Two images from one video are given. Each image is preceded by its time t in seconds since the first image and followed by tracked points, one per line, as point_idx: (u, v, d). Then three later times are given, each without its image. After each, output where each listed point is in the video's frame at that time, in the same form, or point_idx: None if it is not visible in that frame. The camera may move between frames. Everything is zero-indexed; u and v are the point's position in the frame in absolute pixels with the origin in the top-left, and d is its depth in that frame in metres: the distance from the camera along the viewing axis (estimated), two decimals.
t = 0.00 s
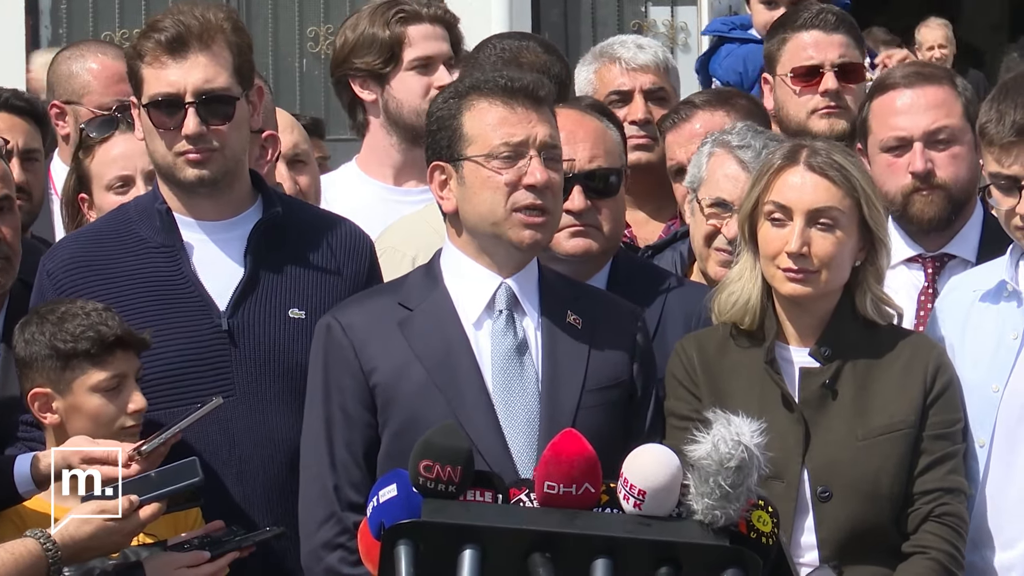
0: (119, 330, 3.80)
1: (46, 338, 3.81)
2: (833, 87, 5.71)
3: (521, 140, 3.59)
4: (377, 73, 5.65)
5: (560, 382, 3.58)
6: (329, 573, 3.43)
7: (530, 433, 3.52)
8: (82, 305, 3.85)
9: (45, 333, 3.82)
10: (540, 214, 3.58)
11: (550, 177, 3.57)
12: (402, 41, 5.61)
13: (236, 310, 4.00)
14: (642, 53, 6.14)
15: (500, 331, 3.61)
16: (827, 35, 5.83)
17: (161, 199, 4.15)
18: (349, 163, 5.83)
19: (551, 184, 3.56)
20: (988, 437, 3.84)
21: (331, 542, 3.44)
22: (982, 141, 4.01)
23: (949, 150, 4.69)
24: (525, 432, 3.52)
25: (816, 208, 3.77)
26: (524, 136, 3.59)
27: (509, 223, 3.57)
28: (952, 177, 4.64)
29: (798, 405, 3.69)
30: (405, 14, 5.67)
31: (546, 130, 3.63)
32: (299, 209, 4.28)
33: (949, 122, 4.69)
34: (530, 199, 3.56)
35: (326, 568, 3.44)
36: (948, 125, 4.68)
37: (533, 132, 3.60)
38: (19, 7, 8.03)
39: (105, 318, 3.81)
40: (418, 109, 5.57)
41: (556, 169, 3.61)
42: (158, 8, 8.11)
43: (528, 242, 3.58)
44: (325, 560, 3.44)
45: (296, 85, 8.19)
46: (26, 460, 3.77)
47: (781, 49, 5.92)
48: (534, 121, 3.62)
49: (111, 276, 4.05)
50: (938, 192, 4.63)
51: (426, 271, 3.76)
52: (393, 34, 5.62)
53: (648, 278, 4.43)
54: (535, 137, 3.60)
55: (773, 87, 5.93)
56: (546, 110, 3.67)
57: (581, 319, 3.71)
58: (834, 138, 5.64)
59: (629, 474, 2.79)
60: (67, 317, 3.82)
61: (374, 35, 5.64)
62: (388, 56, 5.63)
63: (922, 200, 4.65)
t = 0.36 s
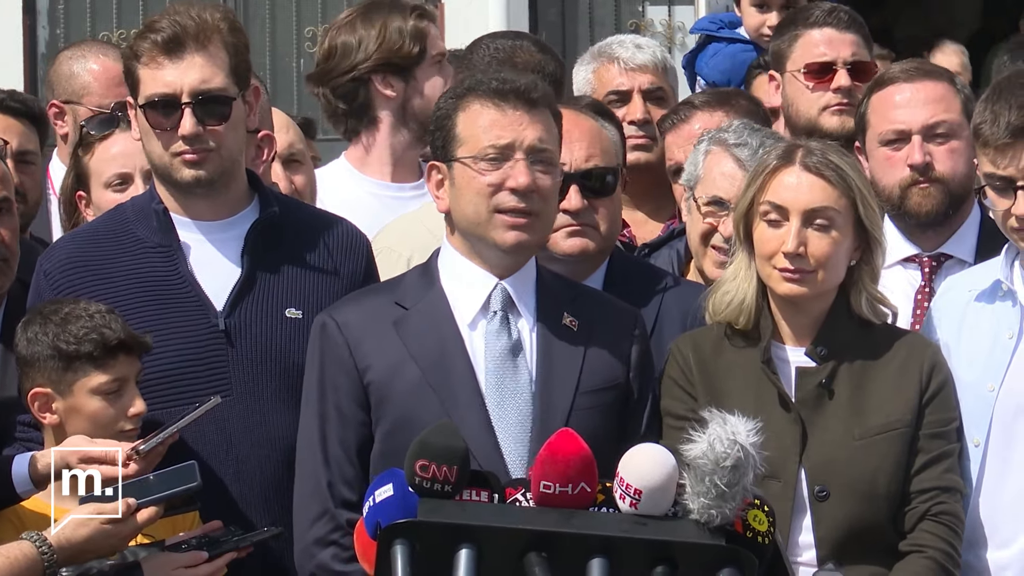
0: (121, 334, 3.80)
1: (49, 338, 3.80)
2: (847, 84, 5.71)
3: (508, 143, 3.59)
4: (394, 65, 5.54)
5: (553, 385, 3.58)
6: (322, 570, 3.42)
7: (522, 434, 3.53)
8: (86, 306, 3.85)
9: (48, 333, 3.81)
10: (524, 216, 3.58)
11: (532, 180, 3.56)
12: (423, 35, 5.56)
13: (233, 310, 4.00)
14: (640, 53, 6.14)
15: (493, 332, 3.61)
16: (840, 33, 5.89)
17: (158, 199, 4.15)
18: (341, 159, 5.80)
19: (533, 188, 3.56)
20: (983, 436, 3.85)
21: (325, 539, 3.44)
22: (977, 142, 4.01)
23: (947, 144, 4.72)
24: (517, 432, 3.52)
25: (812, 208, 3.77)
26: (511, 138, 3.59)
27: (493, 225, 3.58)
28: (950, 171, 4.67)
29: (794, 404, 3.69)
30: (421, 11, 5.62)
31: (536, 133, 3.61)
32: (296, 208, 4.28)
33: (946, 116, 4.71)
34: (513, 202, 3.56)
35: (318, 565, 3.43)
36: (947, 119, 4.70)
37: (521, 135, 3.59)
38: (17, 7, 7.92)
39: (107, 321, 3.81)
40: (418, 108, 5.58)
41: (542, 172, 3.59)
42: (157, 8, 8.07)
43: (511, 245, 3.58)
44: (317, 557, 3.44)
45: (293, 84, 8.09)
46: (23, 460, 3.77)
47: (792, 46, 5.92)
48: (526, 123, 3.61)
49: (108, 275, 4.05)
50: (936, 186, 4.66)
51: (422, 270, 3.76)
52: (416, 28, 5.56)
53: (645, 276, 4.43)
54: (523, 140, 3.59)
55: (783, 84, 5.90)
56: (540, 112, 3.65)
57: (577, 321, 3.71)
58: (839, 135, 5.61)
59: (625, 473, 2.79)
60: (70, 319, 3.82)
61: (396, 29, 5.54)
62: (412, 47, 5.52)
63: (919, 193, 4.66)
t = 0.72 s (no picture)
0: (143, 355, 3.78)
1: (67, 341, 3.76)
2: (850, 84, 5.73)
3: (468, 142, 3.59)
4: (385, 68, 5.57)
5: (543, 385, 3.56)
6: (310, 567, 3.45)
7: (509, 433, 3.52)
8: (110, 318, 3.82)
9: (69, 337, 3.76)
10: (481, 217, 3.57)
11: (483, 181, 3.56)
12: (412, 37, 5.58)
13: (233, 308, 4.00)
14: (643, 52, 6.14)
15: (484, 331, 3.62)
16: (845, 32, 5.88)
17: (157, 198, 4.15)
18: (338, 162, 5.83)
19: (483, 188, 3.56)
20: (981, 436, 3.85)
21: (312, 535, 3.45)
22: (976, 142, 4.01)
23: (943, 142, 4.73)
24: (505, 431, 3.52)
25: (810, 207, 3.77)
26: (471, 138, 3.59)
27: (452, 224, 3.59)
28: (947, 170, 4.68)
29: (792, 403, 3.69)
30: (411, 10, 5.60)
31: (497, 134, 3.60)
32: (294, 206, 4.29)
33: (944, 115, 4.72)
34: (466, 202, 3.56)
35: (307, 561, 3.46)
36: (943, 118, 4.71)
37: (482, 136, 3.59)
38: (16, 6, 7.90)
39: (131, 337, 3.78)
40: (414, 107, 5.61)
41: (497, 174, 3.59)
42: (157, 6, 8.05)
43: (468, 246, 3.59)
44: (306, 553, 3.46)
45: (292, 84, 8.05)
46: (20, 459, 3.77)
47: (796, 44, 5.92)
48: (494, 123, 3.61)
49: (108, 274, 4.04)
50: (933, 184, 4.66)
51: (418, 269, 3.76)
52: (404, 30, 5.56)
53: (644, 275, 4.43)
54: (483, 141, 3.59)
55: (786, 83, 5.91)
56: (521, 112, 3.64)
57: (573, 322, 3.69)
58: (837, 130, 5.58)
59: (624, 471, 2.78)
60: (94, 328, 3.78)
61: (386, 31, 5.55)
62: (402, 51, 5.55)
63: (917, 192, 4.66)
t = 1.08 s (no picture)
0: (159, 373, 3.77)
1: (85, 342, 3.75)
2: (835, 82, 5.72)
3: (453, 148, 3.59)
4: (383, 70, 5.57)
5: (537, 384, 3.54)
6: (305, 567, 3.46)
7: (502, 434, 3.51)
8: (132, 330, 3.80)
9: (89, 341, 3.75)
10: (465, 222, 3.57)
11: (466, 186, 3.56)
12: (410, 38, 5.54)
13: (232, 307, 4.00)
14: (646, 51, 6.17)
15: (478, 331, 3.61)
16: (834, 30, 5.85)
17: (156, 197, 4.14)
18: (339, 163, 5.84)
19: (466, 194, 3.56)
20: (982, 435, 3.85)
21: (307, 535, 3.47)
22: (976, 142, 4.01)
23: (940, 141, 4.73)
24: (497, 432, 3.51)
25: (808, 206, 3.78)
26: (456, 143, 3.59)
27: (437, 225, 3.59)
28: (943, 168, 4.68)
29: (791, 402, 3.69)
30: (408, 11, 5.57)
31: (482, 139, 3.59)
32: (293, 205, 4.28)
33: (941, 113, 4.72)
34: (449, 208, 3.56)
35: (301, 561, 3.47)
36: (939, 116, 4.71)
37: (467, 140, 3.59)
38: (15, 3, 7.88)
39: (150, 356, 3.77)
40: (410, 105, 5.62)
41: (481, 180, 3.59)
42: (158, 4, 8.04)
43: (450, 245, 3.58)
44: (301, 553, 3.47)
45: (292, 84, 8.01)
46: (19, 458, 3.76)
47: (789, 41, 5.93)
48: (481, 129, 3.60)
49: (107, 273, 4.03)
50: (930, 182, 4.66)
51: (415, 269, 3.75)
52: (399, 31, 5.53)
53: (647, 275, 4.43)
54: (467, 146, 3.59)
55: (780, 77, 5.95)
56: (512, 116, 3.63)
57: (570, 324, 3.66)
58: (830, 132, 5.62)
59: (626, 471, 2.78)
60: (115, 337, 3.76)
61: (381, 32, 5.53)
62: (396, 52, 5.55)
63: (912, 190, 4.66)
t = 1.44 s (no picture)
0: (166, 379, 3.78)
1: (94, 343, 3.75)
2: (826, 82, 5.72)
3: (454, 146, 3.60)
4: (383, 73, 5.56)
5: (537, 385, 3.54)
6: (305, 565, 3.46)
7: (502, 435, 3.51)
8: (142, 334, 3.81)
9: (97, 343, 3.75)
10: (465, 220, 3.57)
11: (464, 184, 3.56)
12: (409, 39, 5.53)
13: (234, 308, 4.00)
14: (652, 52, 6.17)
15: (479, 330, 3.61)
16: (828, 30, 5.84)
17: (157, 198, 4.14)
18: (341, 165, 5.85)
19: (465, 192, 3.56)
20: (986, 435, 3.86)
21: (307, 534, 3.47)
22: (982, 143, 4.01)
23: (944, 145, 4.72)
24: (497, 434, 3.51)
25: (810, 206, 3.78)
26: (456, 142, 3.60)
27: (438, 224, 3.59)
28: (947, 172, 4.67)
29: (793, 402, 3.69)
30: (409, 13, 5.56)
31: (482, 137, 3.60)
32: (295, 206, 4.29)
33: (944, 117, 4.71)
34: (449, 206, 3.56)
35: (301, 559, 3.47)
36: (943, 119, 4.70)
37: (467, 139, 3.59)
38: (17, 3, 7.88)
39: (159, 360, 3.78)
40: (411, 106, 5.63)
41: (480, 178, 3.59)
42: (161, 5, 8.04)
43: (450, 245, 3.58)
44: (301, 551, 3.47)
45: (294, 84, 8.02)
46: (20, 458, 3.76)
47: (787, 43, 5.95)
48: (481, 127, 3.60)
49: (109, 274, 4.03)
50: (933, 186, 4.65)
51: (417, 269, 3.75)
52: (398, 34, 5.51)
53: (654, 278, 4.43)
54: (467, 145, 3.59)
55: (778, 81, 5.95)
56: (511, 115, 3.63)
57: (570, 323, 3.66)
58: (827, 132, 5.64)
59: (628, 471, 2.79)
60: (124, 341, 3.76)
61: (380, 34, 5.51)
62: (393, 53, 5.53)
63: (916, 194, 4.66)
